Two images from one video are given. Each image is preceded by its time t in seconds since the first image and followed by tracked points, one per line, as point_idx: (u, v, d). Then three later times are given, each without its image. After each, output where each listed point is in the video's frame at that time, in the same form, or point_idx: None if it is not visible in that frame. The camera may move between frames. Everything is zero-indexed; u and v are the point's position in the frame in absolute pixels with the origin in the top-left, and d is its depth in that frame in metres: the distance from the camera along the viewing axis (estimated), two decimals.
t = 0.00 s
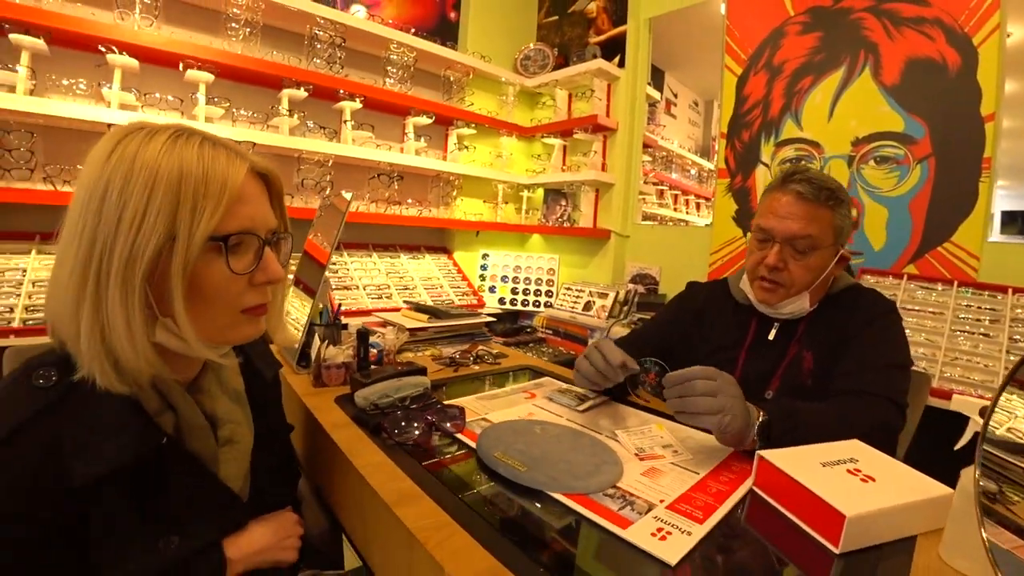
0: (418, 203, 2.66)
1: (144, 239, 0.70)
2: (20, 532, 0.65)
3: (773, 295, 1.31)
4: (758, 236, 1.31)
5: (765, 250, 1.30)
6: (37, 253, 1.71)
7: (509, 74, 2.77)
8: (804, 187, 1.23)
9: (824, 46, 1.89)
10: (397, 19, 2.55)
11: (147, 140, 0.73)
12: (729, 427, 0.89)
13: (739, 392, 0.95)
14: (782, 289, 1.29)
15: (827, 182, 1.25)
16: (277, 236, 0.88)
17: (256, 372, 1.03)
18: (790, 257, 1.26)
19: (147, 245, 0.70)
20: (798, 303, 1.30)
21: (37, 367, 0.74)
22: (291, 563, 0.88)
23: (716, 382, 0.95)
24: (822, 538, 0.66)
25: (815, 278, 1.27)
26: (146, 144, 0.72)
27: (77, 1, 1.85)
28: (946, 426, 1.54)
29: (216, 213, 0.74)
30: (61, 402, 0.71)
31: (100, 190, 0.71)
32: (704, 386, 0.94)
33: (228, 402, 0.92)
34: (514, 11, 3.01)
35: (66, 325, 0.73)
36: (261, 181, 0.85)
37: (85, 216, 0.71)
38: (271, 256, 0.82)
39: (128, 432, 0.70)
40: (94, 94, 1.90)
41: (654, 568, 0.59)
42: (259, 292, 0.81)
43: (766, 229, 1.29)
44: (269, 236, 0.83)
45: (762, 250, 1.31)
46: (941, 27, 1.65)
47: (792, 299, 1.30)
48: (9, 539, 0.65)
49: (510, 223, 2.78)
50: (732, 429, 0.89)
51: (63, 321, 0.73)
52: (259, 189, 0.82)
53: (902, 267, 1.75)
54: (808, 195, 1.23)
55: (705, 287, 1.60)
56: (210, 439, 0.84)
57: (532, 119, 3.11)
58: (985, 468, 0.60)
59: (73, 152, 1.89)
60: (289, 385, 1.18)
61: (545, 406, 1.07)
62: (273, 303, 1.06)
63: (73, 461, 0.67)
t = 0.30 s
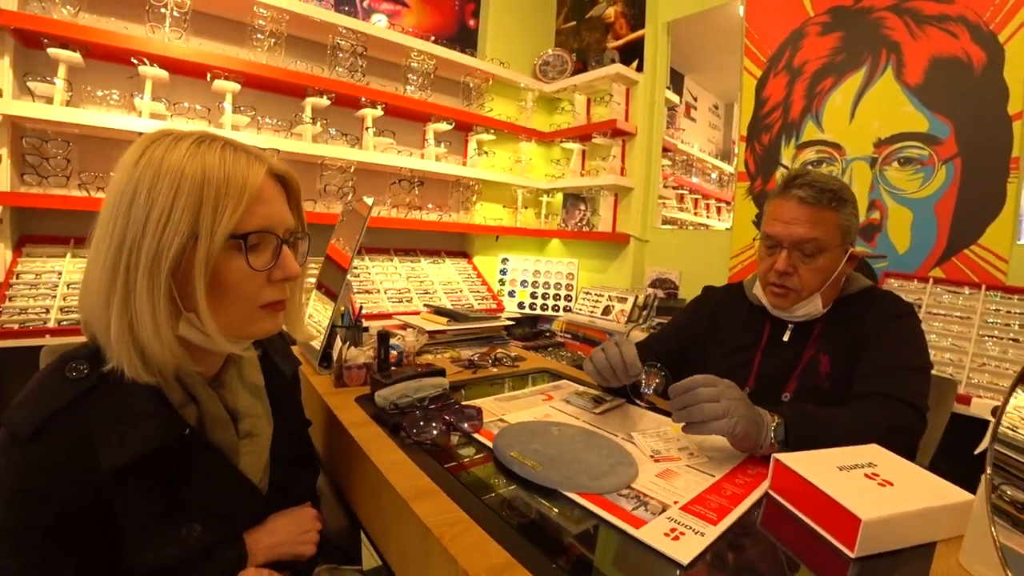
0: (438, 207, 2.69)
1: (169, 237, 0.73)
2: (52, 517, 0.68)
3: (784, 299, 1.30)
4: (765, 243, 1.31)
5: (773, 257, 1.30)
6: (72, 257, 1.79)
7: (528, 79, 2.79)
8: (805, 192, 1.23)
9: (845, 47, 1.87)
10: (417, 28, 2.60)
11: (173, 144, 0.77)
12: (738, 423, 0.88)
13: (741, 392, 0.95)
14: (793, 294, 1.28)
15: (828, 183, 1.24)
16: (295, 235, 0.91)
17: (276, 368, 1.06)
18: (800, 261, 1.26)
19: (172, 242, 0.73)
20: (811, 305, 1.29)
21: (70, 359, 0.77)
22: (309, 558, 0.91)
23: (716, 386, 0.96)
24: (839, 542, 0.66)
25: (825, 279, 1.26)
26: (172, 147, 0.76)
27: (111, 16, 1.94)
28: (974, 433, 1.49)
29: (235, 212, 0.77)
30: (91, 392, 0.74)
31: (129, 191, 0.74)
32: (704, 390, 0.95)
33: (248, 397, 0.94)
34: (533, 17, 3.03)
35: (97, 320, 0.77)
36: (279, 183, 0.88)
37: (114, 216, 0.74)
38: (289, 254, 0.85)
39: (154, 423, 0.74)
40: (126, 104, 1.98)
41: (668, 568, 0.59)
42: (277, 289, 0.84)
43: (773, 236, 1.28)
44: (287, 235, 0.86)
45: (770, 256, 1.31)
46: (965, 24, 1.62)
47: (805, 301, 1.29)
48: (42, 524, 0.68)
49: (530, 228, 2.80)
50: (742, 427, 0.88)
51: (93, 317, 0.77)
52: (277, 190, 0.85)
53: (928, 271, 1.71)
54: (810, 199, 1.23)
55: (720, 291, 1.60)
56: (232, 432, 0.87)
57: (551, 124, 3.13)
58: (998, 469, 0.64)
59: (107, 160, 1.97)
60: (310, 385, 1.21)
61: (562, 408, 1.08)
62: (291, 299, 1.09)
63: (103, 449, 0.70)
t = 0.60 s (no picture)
0: (450, 209, 2.70)
1: (175, 227, 0.75)
2: (60, 501, 0.71)
3: (790, 297, 1.29)
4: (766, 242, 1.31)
5: (776, 253, 1.29)
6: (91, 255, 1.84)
7: (541, 82, 2.80)
8: (804, 188, 1.23)
9: (860, 47, 1.85)
10: (431, 31, 2.62)
11: (180, 138, 0.79)
12: (719, 421, 0.89)
13: (716, 395, 0.97)
14: (798, 290, 1.27)
15: (827, 178, 1.24)
16: (299, 229, 0.92)
17: (282, 361, 1.07)
18: (802, 256, 1.25)
19: (177, 232, 0.75)
20: (817, 300, 1.27)
21: (80, 347, 0.79)
22: (314, 550, 0.92)
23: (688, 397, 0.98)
24: (847, 543, 0.65)
25: (830, 273, 1.25)
26: (179, 141, 0.78)
27: (132, 21, 1.99)
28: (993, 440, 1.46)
29: (239, 203, 0.78)
30: (99, 381, 0.76)
31: (136, 183, 0.76)
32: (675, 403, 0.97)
33: (254, 388, 0.96)
34: (546, 20, 3.04)
35: (104, 309, 0.78)
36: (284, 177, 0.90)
37: (122, 207, 0.76)
38: (292, 245, 0.86)
39: (158, 410, 0.75)
40: (146, 106, 2.02)
41: (671, 565, 0.59)
42: (280, 280, 0.85)
43: (774, 233, 1.28)
44: (290, 227, 0.88)
45: (773, 253, 1.30)
46: (984, 23, 1.59)
47: (811, 298, 1.28)
48: (50, 507, 0.70)
49: (542, 230, 2.80)
50: (726, 424, 0.89)
51: (101, 306, 0.78)
52: (281, 183, 0.87)
53: (946, 275, 1.68)
54: (810, 194, 1.22)
55: (729, 291, 1.58)
56: (237, 423, 0.88)
57: (564, 126, 3.14)
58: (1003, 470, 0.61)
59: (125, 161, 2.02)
60: (319, 381, 1.23)
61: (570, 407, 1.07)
62: (295, 290, 1.11)
63: (108, 435, 0.72)
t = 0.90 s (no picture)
0: (457, 210, 2.71)
1: (181, 226, 0.76)
2: (68, 496, 0.72)
3: (794, 293, 1.27)
4: (769, 237, 1.31)
5: (778, 249, 1.29)
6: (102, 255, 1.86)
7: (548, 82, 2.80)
8: (804, 183, 1.23)
9: (868, 44, 1.83)
10: (437, 32, 2.63)
11: (186, 137, 0.80)
12: (720, 418, 0.88)
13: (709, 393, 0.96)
14: (802, 284, 1.25)
15: (827, 174, 1.24)
16: (304, 228, 0.93)
17: (287, 359, 1.08)
18: (803, 251, 1.25)
19: (183, 231, 0.76)
20: (821, 295, 1.25)
21: (89, 346, 0.81)
22: (318, 546, 0.94)
23: (683, 398, 0.96)
24: (852, 543, 0.64)
25: (834, 268, 1.24)
26: (185, 140, 0.79)
27: (142, 25, 2.02)
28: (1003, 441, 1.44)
29: (245, 203, 0.79)
30: (107, 378, 0.77)
31: (144, 182, 0.77)
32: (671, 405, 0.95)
33: (259, 386, 0.97)
34: (551, 20, 3.05)
35: (112, 307, 0.79)
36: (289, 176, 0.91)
37: (130, 206, 0.77)
38: (297, 244, 0.87)
39: (165, 407, 0.76)
40: (155, 109, 2.05)
41: (673, 564, 0.58)
42: (286, 279, 0.86)
43: (776, 229, 1.28)
44: (295, 227, 0.89)
45: (775, 249, 1.30)
46: (994, 19, 1.57)
47: (814, 292, 1.26)
48: (60, 501, 0.72)
49: (549, 230, 2.80)
50: (727, 421, 0.87)
51: (109, 304, 0.80)
52: (287, 183, 0.88)
53: (956, 273, 1.66)
54: (810, 189, 1.22)
55: (734, 290, 1.57)
56: (243, 420, 0.89)
57: (571, 127, 3.13)
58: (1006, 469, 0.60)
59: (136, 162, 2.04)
60: (325, 379, 1.24)
61: (573, 405, 1.07)
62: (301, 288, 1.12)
63: (115, 431, 0.73)
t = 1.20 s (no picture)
0: (466, 212, 2.72)
1: (201, 228, 0.77)
2: (87, 489, 0.74)
3: (802, 291, 1.27)
4: (784, 234, 1.32)
5: (791, 246, 1.30)
6: (117, 253, 1.89)
7: (558, 86, 2.81)
8: (828, 183, 1.25)
9: (880, 51, 1.83)
10: (449, 36, 2.65)
11: (208, 141, 0.81)
12: (731, 418, 0.88)
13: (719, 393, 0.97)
14: (811, 284, 1.26)
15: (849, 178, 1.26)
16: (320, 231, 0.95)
17: (298, 357, 1.10)
18: (817, 250, 1.25)
19: (203, 233, 0.77)
20: (829, 297, 1.25)
21: (108, 342, 0.83)
22: (326, 543, 0.95)
23: (695, 398, 0.97)
24: (856, 549, 0.65)
25: (845, 272, 1.25)
26: (207, 144, 0.81)
27: (159, 26, 2.05)
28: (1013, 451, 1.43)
29: (264, 206, 0.81)
30: (126, 373, 0.79)
31: (165, 184, 0.79)
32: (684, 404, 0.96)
33: (271, 383, 0.99)
34: (563, 24, 3.06)
35: (131, 304, 0.81)
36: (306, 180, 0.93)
37: (151, 207, 0.79)
38: (313, 247, 0.89)
39: (181, 403, 0.78)
40: (170, 109, 2.08)
41: (677, 566, 0.59)
42: (301, 280, 0.88)
43: (793, 225, 1.29)
44: (312, 229, 0.90)
45: (788, 246, 1.31)
46: (1007, 26, 1.56)
47: (822, 294, 1.25)
48: (79, 494, 0.73)
49: (557, 233, 2.81)
50: (738, 421, 0.88)
51: (129, 301, 0.81)
52: (304, 187, 0.90)
53: (967, 281, 1.64)
54: (833, 190, 1.24)
55: (742, 295, 1.57)
56: (256, 418, 0.91)
57: (581, 130, 3.14)
58: (1015, 478, 0.60)
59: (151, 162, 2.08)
60: (336, 378, 1.25)
61: (580, 408, 1.08)
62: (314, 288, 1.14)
63: (133, 426, 0.75)
